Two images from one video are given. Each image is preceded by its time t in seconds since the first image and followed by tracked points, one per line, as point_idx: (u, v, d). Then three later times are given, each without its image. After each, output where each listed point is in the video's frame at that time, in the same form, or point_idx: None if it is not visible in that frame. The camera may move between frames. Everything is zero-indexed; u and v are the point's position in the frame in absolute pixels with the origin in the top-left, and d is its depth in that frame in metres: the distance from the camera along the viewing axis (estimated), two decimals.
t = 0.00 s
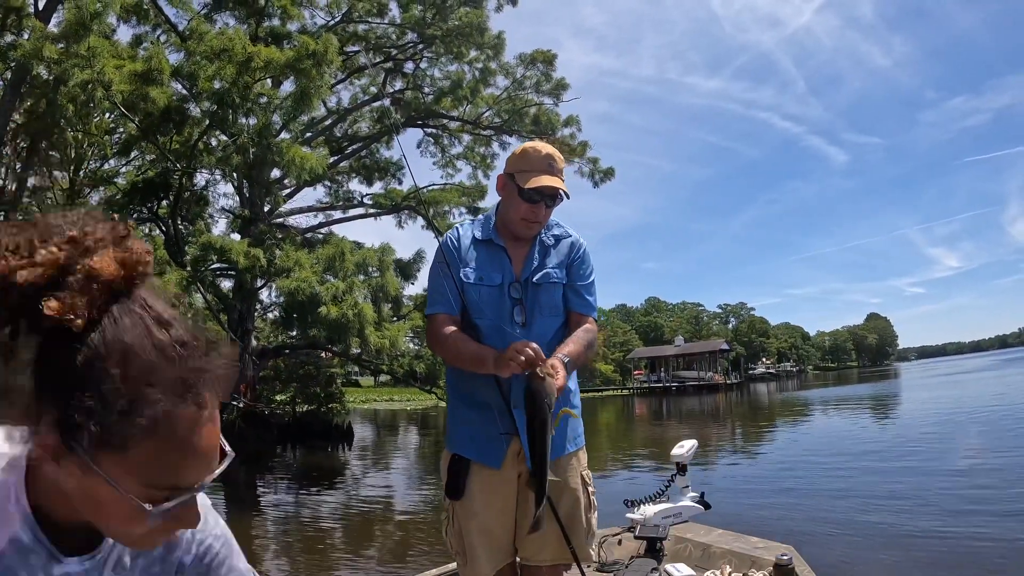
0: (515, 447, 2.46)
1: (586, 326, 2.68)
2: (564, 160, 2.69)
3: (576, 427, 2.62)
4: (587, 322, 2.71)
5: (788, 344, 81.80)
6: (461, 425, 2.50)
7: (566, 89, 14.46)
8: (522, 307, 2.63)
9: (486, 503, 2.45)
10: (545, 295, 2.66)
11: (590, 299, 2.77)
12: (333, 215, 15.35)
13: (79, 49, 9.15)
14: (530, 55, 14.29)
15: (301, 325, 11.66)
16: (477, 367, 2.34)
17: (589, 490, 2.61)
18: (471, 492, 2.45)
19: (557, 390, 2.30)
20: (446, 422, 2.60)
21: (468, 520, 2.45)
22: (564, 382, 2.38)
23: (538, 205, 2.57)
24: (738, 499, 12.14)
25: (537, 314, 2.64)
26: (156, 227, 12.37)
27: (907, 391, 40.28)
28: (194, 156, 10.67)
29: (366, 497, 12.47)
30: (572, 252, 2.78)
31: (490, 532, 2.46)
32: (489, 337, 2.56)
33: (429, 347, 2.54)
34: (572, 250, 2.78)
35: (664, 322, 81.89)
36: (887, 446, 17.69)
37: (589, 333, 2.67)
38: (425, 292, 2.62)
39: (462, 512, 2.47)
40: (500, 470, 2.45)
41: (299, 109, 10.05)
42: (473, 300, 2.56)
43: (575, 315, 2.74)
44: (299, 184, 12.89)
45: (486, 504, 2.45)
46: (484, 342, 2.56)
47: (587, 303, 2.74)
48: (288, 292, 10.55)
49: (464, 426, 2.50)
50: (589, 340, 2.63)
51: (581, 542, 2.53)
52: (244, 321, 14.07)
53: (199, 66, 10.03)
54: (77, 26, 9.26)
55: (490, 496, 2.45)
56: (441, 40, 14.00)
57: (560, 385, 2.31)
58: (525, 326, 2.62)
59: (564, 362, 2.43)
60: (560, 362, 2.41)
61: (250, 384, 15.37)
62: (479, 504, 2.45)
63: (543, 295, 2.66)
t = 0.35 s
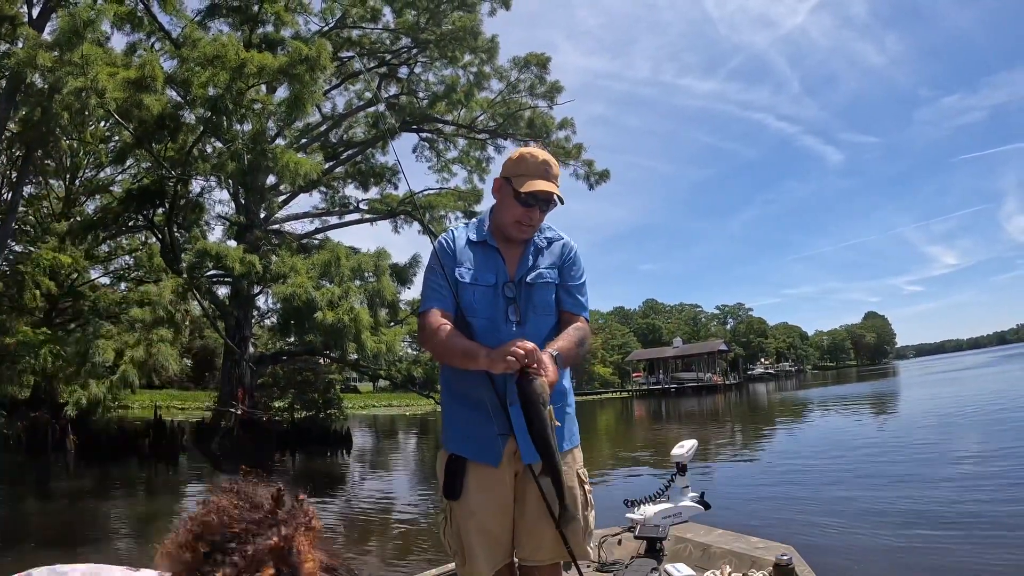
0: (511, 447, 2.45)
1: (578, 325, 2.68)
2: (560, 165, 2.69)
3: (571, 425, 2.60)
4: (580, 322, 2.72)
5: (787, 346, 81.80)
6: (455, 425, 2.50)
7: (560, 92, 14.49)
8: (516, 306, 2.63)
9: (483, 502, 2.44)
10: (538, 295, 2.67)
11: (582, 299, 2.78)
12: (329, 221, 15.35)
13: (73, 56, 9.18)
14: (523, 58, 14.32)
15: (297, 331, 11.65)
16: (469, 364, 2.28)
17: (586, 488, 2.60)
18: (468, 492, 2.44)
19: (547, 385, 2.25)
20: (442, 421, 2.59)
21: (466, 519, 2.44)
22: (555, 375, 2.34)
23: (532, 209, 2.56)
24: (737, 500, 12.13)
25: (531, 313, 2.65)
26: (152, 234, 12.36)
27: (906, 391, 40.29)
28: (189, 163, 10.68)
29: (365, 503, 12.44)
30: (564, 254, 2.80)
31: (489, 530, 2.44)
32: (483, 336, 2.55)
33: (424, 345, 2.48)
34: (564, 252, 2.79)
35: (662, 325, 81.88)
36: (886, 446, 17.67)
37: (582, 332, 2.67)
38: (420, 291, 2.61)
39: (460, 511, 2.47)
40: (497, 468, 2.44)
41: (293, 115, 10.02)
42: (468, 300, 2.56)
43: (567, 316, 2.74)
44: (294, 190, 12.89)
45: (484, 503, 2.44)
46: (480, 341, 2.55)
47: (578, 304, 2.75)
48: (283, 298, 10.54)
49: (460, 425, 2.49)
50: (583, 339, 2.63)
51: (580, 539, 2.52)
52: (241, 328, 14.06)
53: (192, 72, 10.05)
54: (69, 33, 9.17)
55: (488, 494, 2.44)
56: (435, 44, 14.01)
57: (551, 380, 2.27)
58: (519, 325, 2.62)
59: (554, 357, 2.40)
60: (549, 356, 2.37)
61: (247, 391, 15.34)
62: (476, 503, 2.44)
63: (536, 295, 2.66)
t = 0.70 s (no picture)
0: (513, 446, 2.48)
1: (584, 329, 2.73)
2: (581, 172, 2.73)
3: (574, 425, 2.64)
4: (585, 325, 2.76)
5: (785, 343, 81.99)
6: (456, 424, 2.51)
7: (563, 88, 14.45)
8: (523, 305, 2.66)
9: (484, 503, 2.46)
10: (546, 295, 2.70)
11: (590, 303, 2.82)
12: (330, 215, 15.32)
13: (73, 49, 9.15)
14: (526, 54, 14.27)
15: (297, 325, 11.65)
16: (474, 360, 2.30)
17: (587, 489, 2.62)
18: (470, 492, 2.46)
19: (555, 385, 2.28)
20: (443, 418, 2.60)
21: (467, 520, 2.46)
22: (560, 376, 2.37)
23: (550, 211, 2.60)
24: (734, 499, 12.16)
25: (538, 312, 2.68)
26: (152, 227, 12.34)
27: (904, 391, 40.30)
28: (189, 156, 10.64)
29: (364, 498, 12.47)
30: (574, 256, 2.83)
31: (490, 530, 2.48)
32: (490, 332, 2.58)
33: (427, 339, 2.49)
34: (574, 255, 2.83)
35: (661, 322, 81.95)
36: (884, 446, 17.69)
37: (587, 334, 2.71)
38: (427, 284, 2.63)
39: (461, 511, 2.48)
40: (498, 469, 2.46)
41: (294, 109, 9.98)
42: (476, 296, 2.58)
43: (573, 318, 2.78)
44: (295, 184, 12.87)
45: (485, 504, 2.46)
46: (485, 336, 2.58)
47: (585, 308, 2.79)
48: (282, 293, 10.50)
49: (461, 424, 2.51)
50: (587, 340, 2.66)
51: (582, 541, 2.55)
52: (241, 322, 14.03)
53: (193, 65, 10.02)
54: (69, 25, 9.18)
55: (489, 495, 2.46)
56: (438, 39, 13.95)
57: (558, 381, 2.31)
58: (525, 323, 2.65)
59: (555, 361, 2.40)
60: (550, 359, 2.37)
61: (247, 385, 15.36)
62: (478, 503, 2.46)
63: (544, 296, 2.70)
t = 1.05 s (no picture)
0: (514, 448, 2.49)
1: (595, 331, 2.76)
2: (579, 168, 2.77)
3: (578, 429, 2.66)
4: (592, 329, 2.78)
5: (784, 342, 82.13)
6: (457, 424, 2.52)
7: (564, 86, 14.42)
8: (527, 306, 2.66)
9: (485, 505, 2.47)
10: (550, 296, 2.70)
11: (596, 306, 2.84)
12: (329, 212, 15.28)
13: (73, 43, 9.12)
14: (527, 51, 14.25)
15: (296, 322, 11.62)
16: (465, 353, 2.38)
17: (589, 491, 2.63)
18: (472, 494, 2.46)
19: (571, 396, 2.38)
20: (444, 417, 2.61)
21: (468, 523, 2.46)
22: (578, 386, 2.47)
23: (546, 202, 2.63)
24: (732, 498, 12.18)
25: (543, 312, 2.68)
26: (151, 223, 12.29)
27: (901, 390, 40.33)
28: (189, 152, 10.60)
29: (363, 496, 12.48)
30: (581, 258, 2.86)
31: (491, 533, 2.48)
32: (494, 333, 2.58)
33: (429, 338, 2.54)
34: (579, 258, 2.85)
35: (660, 320, 81.99)
36: (882, 446, 17.73)
37: (593, 337, 2.73)
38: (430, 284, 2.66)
39: (462, 513, 2.48)
40: (501, 470, 2.47)
41: (293, 105, 9.96)
42: (479, 295, 2.59)
43: (580, 321, 2.80)
44: (295, 180, 12.85)
45: (486, 506, 2.47)
46: (489, 336, 2.58)
47: (592, 310, 2.80)
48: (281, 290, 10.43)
49: (463, 423, 2.51)
50: (596, 343, 2.69)
51: (581, 543, 2.58)
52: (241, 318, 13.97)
53: (192, 60, 10.00)
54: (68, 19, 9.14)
55: (490, 497, 2.47)
56: (439, 36, 13.91)
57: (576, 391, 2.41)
58: (530, 324, 2.64)
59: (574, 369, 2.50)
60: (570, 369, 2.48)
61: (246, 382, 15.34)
62: (479, 506, 2.46)
63: (549, 296, 2.70)
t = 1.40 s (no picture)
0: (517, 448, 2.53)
1: (598, 335, 2.74)
2: (578, 164, 2.80)
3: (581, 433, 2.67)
4: (598, 332, 2.76)
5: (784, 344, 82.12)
6: (461, 420, 2.53)
7: (562, 87, 14.44)
8: (533, 306, 2.69)
9: (487, 505, 2.49)
10: (557, 296, 2.72)
11: (602, 307, 2.83)
12: (328, 214, 15.27)
13: (71, 45, 9.14)
14: (524, 53, 14.28)
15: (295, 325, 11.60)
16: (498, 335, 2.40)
17: (593, 492, 2.69)
18: (473, 492, 2.49)
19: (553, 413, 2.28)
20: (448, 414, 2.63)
21: (469, 521, 2.49)
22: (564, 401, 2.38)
23: (539, 198, 2.65)
24: (731, 499, 12.17)
25: (549, 313, 2.70)
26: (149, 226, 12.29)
27: (901, 391, 40.31)
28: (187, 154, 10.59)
29: (361, 498, 12.47)
30: (589, 259, 2.84)
31: (492, 533, 2.51)
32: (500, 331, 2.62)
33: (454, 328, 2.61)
34: (587, 258, 2.84)
35: (661, 322, 81.97)
36: (882, 447, 17.71)
37: (594, 340, 2.71)
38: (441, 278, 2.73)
39: (463, 509, 2.51)
40: (503, 471, 2.50)
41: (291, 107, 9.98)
42: (486, 293, 2.63)
43: (586, 322, 2.79)
44: (293, 182, 12.86)
45: (488, 506, 2.49)
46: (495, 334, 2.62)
47: (598, 312, 2.79)
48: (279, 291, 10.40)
49: (469, 420, 2.51)
50: (594, 349, 2.67)
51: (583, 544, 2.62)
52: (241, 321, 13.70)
53: (189, 61, 9.99)
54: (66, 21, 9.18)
55: (492, 497, 2.50)
56: (436, 38, 13.92)
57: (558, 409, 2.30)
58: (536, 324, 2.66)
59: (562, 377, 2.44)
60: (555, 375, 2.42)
61: (244, 384, 15.33)
62: (480, 505, 2.49)
63: (556, 297, 2.72)
